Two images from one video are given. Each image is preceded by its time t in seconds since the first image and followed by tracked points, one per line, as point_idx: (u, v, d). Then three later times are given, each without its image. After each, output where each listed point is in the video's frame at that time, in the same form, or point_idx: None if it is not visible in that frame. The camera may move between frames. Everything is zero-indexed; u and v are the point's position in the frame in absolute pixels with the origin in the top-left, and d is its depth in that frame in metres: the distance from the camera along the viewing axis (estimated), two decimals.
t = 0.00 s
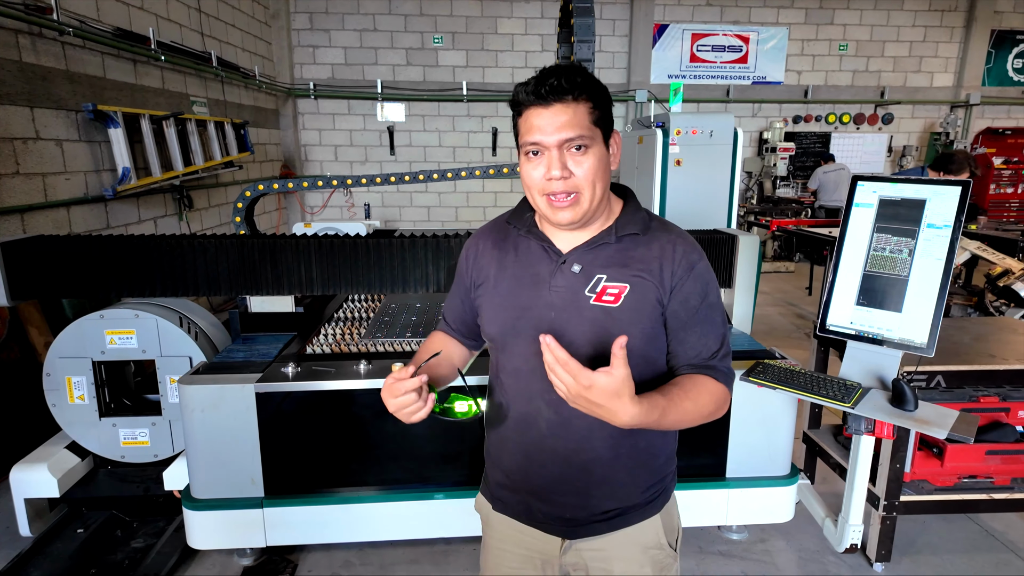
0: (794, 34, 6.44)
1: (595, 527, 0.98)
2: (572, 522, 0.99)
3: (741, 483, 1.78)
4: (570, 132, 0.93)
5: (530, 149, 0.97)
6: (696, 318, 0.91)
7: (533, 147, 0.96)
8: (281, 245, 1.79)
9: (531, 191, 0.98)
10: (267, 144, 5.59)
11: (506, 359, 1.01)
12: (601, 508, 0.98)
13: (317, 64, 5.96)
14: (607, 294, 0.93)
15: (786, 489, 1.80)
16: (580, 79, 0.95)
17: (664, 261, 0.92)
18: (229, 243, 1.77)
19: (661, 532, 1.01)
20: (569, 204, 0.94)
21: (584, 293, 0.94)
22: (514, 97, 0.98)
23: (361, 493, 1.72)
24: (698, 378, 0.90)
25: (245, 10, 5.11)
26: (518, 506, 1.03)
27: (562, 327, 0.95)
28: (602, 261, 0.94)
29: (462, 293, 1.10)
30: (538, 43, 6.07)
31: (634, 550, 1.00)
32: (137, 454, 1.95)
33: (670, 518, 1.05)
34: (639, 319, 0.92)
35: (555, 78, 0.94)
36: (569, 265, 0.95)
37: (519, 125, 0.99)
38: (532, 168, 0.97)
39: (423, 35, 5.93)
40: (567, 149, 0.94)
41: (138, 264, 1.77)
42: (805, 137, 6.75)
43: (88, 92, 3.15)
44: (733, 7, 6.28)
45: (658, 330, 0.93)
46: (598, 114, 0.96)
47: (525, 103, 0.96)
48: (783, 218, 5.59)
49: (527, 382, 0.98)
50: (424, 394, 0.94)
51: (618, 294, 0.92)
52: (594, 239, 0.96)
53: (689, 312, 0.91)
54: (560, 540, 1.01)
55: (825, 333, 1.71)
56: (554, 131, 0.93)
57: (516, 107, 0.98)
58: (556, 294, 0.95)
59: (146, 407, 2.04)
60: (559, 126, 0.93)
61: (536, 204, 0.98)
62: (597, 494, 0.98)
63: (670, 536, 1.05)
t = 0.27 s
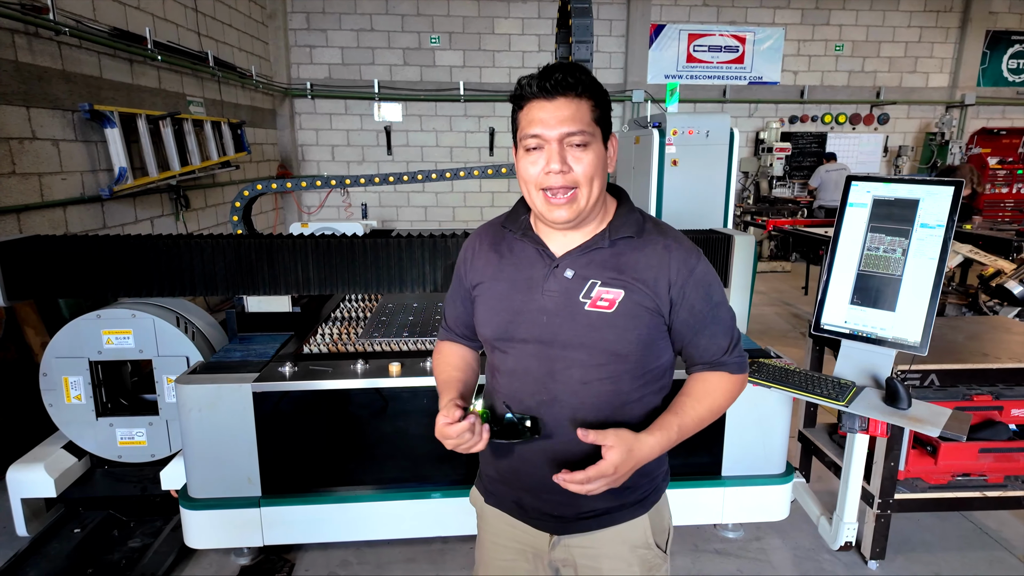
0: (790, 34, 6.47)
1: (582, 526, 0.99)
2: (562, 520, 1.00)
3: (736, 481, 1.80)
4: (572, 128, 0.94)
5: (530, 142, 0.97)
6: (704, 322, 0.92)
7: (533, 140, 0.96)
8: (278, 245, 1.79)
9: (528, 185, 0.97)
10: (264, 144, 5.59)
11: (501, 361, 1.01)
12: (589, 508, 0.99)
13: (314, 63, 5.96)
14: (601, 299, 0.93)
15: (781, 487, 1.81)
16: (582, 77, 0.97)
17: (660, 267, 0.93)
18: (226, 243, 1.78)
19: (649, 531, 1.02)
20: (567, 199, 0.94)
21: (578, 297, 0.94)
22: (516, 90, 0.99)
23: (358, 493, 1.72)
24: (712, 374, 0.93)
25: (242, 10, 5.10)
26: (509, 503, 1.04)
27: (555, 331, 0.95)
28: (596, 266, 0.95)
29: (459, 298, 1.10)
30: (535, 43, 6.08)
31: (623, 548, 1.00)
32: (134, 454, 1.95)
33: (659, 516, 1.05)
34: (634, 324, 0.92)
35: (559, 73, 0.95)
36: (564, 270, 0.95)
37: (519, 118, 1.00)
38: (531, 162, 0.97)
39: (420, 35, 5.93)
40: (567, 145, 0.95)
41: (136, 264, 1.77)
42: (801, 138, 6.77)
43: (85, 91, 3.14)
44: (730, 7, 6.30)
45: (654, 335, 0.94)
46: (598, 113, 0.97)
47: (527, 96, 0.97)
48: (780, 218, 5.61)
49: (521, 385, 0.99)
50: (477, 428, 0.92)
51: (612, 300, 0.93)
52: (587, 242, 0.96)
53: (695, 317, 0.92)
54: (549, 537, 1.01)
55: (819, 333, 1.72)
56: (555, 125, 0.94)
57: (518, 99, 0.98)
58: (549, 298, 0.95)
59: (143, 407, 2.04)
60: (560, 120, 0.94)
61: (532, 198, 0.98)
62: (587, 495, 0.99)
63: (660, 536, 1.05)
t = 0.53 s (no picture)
0: (787, 35, 6.49)
1: (574, 522, 1.00)
2: (554, 517, 1.01)
3: (732, 480, 1.81)
4: (563, 128, 0.95)
5: (522, 142, 0.97)
6: (692, 326, 0.93)
7: (525, 140, 0.97)
8: (275, 245, 1.79)
9: (520, 185, 0.98)
10: (261, 144, 5.58)
11: (494, 361, 1.02)
12: (581, 506, 1.00)
13: (311, 63, 5.95)
14: (593, 301, 0.94)
15: (777, 485, 1.83)
16: (574, 78, 0.97)
17: (652, 270, 0.93)
18: (224, 243, 1.78)
19: (642, 525, 1.02)
20: (558, 199, 0.95)
21: (570, 299, 0.94)
22: (510, 92, 1.00)
23: (356, 492, 1.73)
24: (690, 382, 0.93)
25: (239, 10, 5.10)
26: (502, 502, 1.05)
27: (548, 332, 0.96)
28: (589, 268, 0.95)
29: (454, 296, 1.10)
30: (532, 43, 6.09)
31: (616, 545, 1.00)
32: (131, 454, 1.95)
33: (652, 511, 1.06)
34: (625, 326, 0.93)
35: (551, 74, 0.96)
36: (557, 271, 0.96)
37: (513, 119, 1.01)
38: (523, 161, 0.97)
39: (417, 35, 5.93)
40: (559, 145, 0.95)
41: (133, 264, 1.77)
42: (797, 138, 6.79)
43: (80, 91, 3.14)
44: (726, 7, 6.31)
45: (644, 337, 0.95)
46: (591, 114, 0.98)
47: (520, 97, 0.98)
48: (776, 217, 5.63)
49: (514, 384, 0.99)
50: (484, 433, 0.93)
51: (604, 302, 0.93)
52: (580, 245, 0.97)
53: (684, 321, 0.93)
54: (544, 532, 1.02)
55: (814, 332, 1.73)
56: (547, 125, 0.95)
57: (511, 100, 0.99)
58: (542, 299, 0.96)
59: (140, 407, 2.04)
60: (552, 121, 0.95)
61: (525, 198, 0.99)
62: (578, 492, 1.00)
63: (653, 531, 1.06)
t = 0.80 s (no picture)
0: (783, 35, 6.51)
1: (566, 522, 1.00)
2: (546, 516, 1.01)
3: (728, 478, 1.81)
4: (560, 115, 0.97)
5: (519, 128, 0.99)
6: (682, 323, 0.94)
7: (523, 125, 0.98)
8: (272, 245, 1.79)
9: (516, 170, 0.98)
10: (258, 144, 5.58)
11: (485, 357, 1.02)
12: (574, 504, 1.01)
13: (308, 63, 5.95)
14: (584, 297, 0.94)
15: (773, 484, 1.83)
16: (574, 72, 1.00)
17: (643, 266, 0.94)
18: (221, 243, 1.78)
19: (632, 525, 1.03)
20: (552, 181, 0.94)
21: (562, 295, 0.95)
22: (511, 84, 1.03)
23: (352, 491, 1.73)
24: (684, 381, 0.94)
25: (236, 10, 5.09)
26: (494, 502, 1.05)
27: (539, 327, 0.96)
28: (581, 264, 0.96)
29: (445, 294, 1.11)
30: (529, 43, 6.09)
31: (607, 544, 1.01)
32: (128, 454, 1.95)
33: (644, 510, 1.07)
34: (616, 322, 0.94)
35: (552, 65, 0.99)
36: (549, 266, 0.97)
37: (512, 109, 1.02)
38: (520, 146, 0.98)
39: (414, 35, 5.93)
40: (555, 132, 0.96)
41: (130, 264, 1.77)
42: (794, 138, 6.81)
43: (77, 91, 3.13)
44: (723, 8, 6.33)
45: (635, 334, 0.95)
46: (587, 108, 1.00)
47: (521, 86, 1.01)
48: (773, 217, 5.64)
49: (505, 381, 1.00)
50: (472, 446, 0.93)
51: (595, 297, 0.94)
52: (573, 240, 0.97)
53: (674, 319, 0.94)
54: (534, 533, 1.02)
55: (810, 331, 1.74)
56: (545, 110, 0.97)
57: (512, 89, 1.02)
58: (534, 295, 0.96)
59: (137, 407, 2.04)
60: (550, 107, 0.97)
61: (519, 184, 0.98)
62: (569, 490, 1.00)
63: (645, 530, 1.06)
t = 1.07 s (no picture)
0: (780, 35, 6.53)
1: (564, 522, 1.00)
2: (543, 516, 1.02)
3: (726, 477, 1.82)
4: (535, 120, 0.96)
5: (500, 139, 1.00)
6: (678, 315, 0.94)
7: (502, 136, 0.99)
8: (270, 244, 1.79)
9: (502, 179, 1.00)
10: (255, 144, 5.57)
11: (480, 353, 1.03)
12: (572, 502, 1.01)
13: (305, 63, 5.94)
14: (581, 289, 0.95)
15: (769, 482, 1.84)
16: (550, 71, 0.98)
17: (639, 259, 0.95)
18: (218, 243, 1.78)
19: (628, 526, 1.04)
20: (531, 191, 0.95)
21: (558, 287, 0.96)
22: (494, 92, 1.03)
23: (351, 491, 1.73)
24: (679, 374, 0.94)
25: (233, 10, 5.09)
26: (491, 502, 1.05)
27: (535, 320, 0.96)
28: (577, 256, 0.97)
29: (441, 290, 1.12)
30: (526, 43, 6.10)
31: (603, 544, 1.02)
32: (126, 454, 1.95)
33: (639, 510, 1.08)
34: (612, 314, 0.94)
35: (524, 71, 0.98)
36: (545, 259, 0.97)
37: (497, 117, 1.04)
38: (502, 157, 0.99)
39: (411, 35, 5.93)
40: (532, 139, 0.96)
41: (127, 264, 1.77)
42: (790, 138, 6.84)
43: (73, 90, 3.13)
44: (719, 8, 6.35)
45: (631, 328, 0.96)
46: (568, 106, 0.98)
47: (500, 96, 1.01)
48: (769, 217, 5.66)
49: (501, 375, 1.00)
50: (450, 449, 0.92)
51: (591, 289, 0.95)
52: (570, 233, 0.98)
53: (670, 311, 0.94)
54: (530, 535, 1.03)
55: (806, 330, 1.75)
56: (519, 119, 0.97)
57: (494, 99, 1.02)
58: (530, 288, 0.97)
59: (135, 407, 2.04)
60: (524, 114, 0.96)
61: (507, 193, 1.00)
62: (565, 488, 1.01)
63: (640, 529, 1.07)
